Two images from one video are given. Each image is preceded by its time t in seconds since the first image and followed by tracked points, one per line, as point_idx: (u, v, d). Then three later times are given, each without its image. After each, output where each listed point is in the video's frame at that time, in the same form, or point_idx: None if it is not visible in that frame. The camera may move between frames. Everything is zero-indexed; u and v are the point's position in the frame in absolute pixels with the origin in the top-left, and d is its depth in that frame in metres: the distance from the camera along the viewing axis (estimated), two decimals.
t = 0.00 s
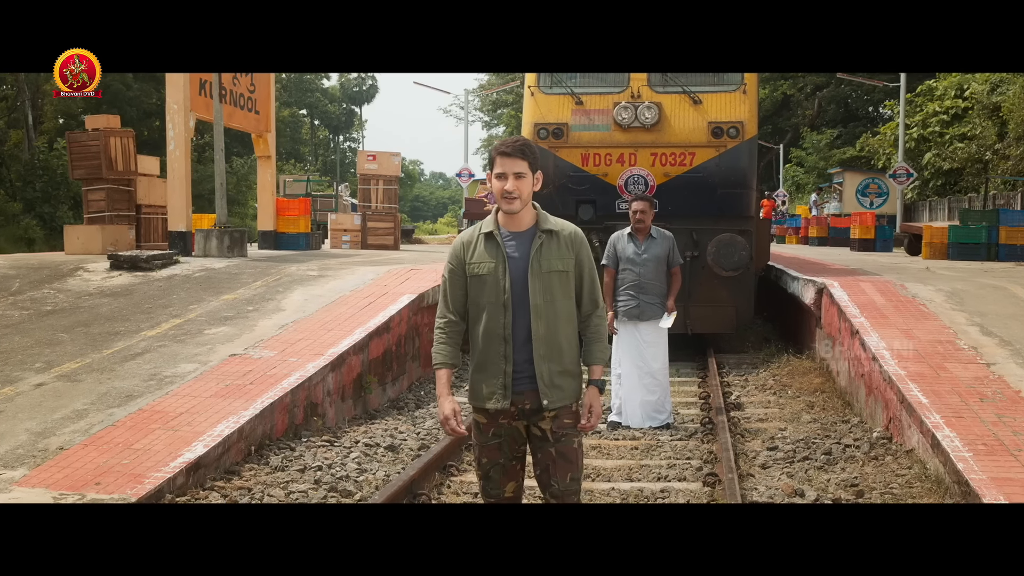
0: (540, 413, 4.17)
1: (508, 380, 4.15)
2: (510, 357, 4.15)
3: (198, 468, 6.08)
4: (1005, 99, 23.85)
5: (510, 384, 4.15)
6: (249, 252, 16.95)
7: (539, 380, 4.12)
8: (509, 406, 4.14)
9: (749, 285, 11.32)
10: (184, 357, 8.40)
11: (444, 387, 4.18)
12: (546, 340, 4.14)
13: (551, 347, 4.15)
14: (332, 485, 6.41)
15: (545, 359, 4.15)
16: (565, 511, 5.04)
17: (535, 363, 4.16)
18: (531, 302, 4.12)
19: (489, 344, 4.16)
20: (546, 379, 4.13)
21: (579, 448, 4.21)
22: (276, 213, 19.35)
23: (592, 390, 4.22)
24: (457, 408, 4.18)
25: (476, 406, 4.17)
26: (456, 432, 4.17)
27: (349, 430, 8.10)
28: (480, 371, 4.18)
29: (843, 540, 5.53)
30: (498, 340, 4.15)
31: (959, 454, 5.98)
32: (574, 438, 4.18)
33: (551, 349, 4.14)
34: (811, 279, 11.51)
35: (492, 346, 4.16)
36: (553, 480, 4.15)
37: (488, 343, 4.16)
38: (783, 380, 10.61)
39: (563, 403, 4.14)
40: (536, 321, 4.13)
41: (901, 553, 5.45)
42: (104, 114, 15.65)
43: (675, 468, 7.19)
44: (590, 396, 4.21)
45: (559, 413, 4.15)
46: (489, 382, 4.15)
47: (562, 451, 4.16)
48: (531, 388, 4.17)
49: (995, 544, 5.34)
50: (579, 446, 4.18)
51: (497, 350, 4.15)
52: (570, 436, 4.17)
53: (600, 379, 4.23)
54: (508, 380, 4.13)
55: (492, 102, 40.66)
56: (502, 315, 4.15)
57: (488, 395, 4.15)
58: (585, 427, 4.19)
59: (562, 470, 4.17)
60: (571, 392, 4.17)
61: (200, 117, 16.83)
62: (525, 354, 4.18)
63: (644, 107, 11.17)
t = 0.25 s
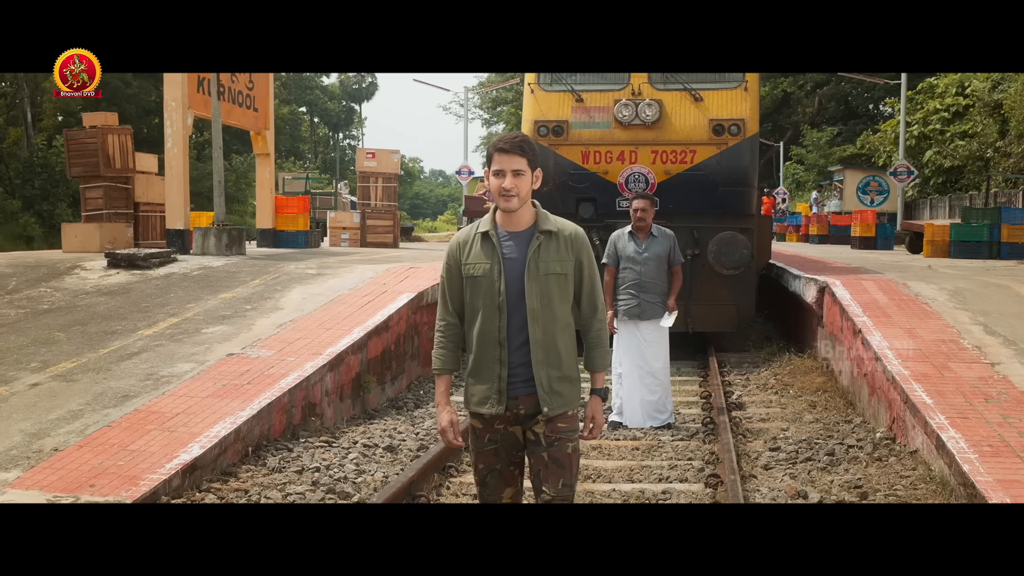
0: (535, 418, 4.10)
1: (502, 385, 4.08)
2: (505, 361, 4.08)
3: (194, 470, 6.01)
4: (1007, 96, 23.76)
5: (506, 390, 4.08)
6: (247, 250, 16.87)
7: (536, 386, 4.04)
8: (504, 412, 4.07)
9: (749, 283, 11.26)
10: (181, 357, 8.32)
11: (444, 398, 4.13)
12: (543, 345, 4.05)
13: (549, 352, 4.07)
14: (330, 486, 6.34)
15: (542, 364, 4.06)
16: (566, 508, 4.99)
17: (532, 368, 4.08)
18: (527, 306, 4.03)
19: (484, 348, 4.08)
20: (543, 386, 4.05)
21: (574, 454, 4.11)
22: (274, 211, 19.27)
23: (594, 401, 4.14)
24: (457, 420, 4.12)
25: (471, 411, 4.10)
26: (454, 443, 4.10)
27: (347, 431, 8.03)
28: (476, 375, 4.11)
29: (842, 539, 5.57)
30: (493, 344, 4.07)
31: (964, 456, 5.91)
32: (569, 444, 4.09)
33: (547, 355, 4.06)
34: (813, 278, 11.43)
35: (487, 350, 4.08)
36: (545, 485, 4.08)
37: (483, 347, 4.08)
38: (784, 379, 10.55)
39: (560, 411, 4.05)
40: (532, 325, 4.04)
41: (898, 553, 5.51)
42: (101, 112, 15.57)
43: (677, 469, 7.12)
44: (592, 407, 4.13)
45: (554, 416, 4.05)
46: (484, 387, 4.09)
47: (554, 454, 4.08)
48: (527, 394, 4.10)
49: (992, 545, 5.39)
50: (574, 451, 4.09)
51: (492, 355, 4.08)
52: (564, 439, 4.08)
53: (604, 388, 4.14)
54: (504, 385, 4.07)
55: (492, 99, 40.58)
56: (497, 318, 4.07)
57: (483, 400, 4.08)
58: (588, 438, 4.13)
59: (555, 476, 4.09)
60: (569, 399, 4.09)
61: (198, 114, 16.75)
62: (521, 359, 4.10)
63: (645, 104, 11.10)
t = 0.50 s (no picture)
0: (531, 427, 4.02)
1: (497, 391, 4.01)
2: (500, 366, 4.01)
3: (188, 472, 5.93)
4: (1006, 94, 23.70)
5: (501, 396, 4.01)
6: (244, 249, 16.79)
7: (530, 394, 3.97)
8: (498, 418, 4.00)
9: (749, 281, 11.19)
10: (176, 357, 8.25)
11: (434, 401, 4.06)
12: (539, 352, 3.97)
13: (545, 359, 3.98)
14: (327, 488, 6.27)
15: (537, 371, 3.98)
16: (566, 508, 4.94)
17: (527, 374, 4.00)
18: (524, 310, 3.96)
19: (480, 351, 4.02)
20: (538, 394, 3.96)
21: (570, 468, 4.04)
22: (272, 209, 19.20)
23: (594, 410, 4.07)
24: (445, 423, 4.06)
25: (465, 415, 4.04)
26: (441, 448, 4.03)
27: (345, 431, 7.96)
28: (471, 379, 4.05)
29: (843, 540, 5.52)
30: (488, 348, 4.00)
31: (969, 457, 5.84)
32: (565, 457, 4.01)
33: (544, 361, 3.98)
34: (813, 276, 11.37)
35: (482, 354, 4.01)
36: (538, 497, 4.03)
37: (478, 350, 4.02)
38: (785, 379, 10.49)
39: (554, 420, 3.96)
40: (529, 330, 3.96)
41: (900, 555, 5.45)
42: (98, 109, 15.48)
43: (677, 470, 7.06)
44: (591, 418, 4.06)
45: (550, 427, 3.98)
46: (478, 392, 4.02)
47: (549, 469, 4.01)
48: (522, 401, 4.02)
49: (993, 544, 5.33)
50: (570, 465, 4.02)
51: (488, 359, 4.02)
52: (559, 453, 4.00)
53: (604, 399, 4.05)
54: (498, 391, 4.00)
55: (491, 97, 40.50)
56: (493, 322, 4.00)
57: (476, 406, 4.02)
58: (584, 450, 4.06)
59: (550, 489, 4.02)
60: (566, 408, 4.00)
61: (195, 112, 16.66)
62: (517, 365, 4.02)
63: (644, 102, 11.02)
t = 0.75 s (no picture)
0: (531, 438, 3.94)
1: (496, 400, 3.93)
2: (499, 374, 3.93)
3: (183, 476, 5.86)
4: (1006, 94, 23.66)
5: (499, 405, 3.93)
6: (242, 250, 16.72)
7: (529, 404, 3.89)
8: (496, 428, 3.92)
9: (749, 283, 11.12)
10: (172, 359, 8.18)
11: (428, 405, 3.98)
12: (540, 360, 3.89)
13: (546, 368, 3.90)
14: (323, 493, 6.21)
15: (538, 380, 3.90)
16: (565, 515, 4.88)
17: (528, 383, 3.92)
18: (525, 315, 3.88)
19: (480, 357, 3.95)
20: (538, 405, 3.88)
21: (573, 483, 3.96)
22: (270, 210, 19.13)
23: (598, 422, 3.95)
24: (437, 430, 3.96)
25: (465, 423, 3.98)
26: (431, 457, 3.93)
27: (342, 435, 7.89)
28: (471, 386, 3.99)
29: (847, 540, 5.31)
30: (488, 353, 3.93)
31: (973, 462, 5.78)
32: (568, 472, 3.94)
33: (544, 370, 3.89)
34: (814, 278, 11.30)
35: (482, 360, 3.95)
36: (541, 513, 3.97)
37: (478, 356, 3.95)
38: (785, 381, 10.41)
39: (553, 432, 3.88)
40: (530, 337, 3.89)
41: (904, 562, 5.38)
42: (94, 110, 15.41)
43: (677, 474, 6.99)
44: (595, 429, 3.94)
45: (551, 443, 3.91)
46: (478, 400, 3.96)
47: (552, 485, 3.93)
48: (522, 411, 3.94)
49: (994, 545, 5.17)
50: (573, 481, 3.94)
51: (488, 365, 3.94)
52: (562, 469, 3.92)
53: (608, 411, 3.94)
54: (497, 400, 3.92)
55: (489, 98, 40.43)
56: (494, 326, 3.92)
57: (476, 414, 3.96)
58: (586, 463, 3.92)
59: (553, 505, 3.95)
60: (566, 419, 3.91)
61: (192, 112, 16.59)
62: (518, 372, 3.95)
63: (643, 102, 10.96)
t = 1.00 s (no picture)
0: (538, 444, 3.87)
1: (503, 405, 3.86)
2: (506, 377, 3.86)
3: (178, 480, 5.79)
4: (1006, 94, 23.62)
5: (506, 409, 3.86)
6: (239, 250, 16.65)
7: (537, 408, 3.82)
8: (502, 434, 3.85)
9: (749, 283, 11.05)
10: (168, 361, 8.11)
11: (431, 408, 3.90)
12: (549, 362, 3.82)
13: (555, 371, 3.83)
14: (320, 498, 6.14)
15: (546, 383, 3.83)
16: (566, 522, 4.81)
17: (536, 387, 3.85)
18: (534, 316, 3.81)
19: (486, 359, 3.88)
20: (546, 409, 3.81)
21: (578, 495, 3.90)
22: (268, 210, 19.06)
23: (605, 423, 3.80)
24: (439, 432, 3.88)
25: (469, 428, 3.91)
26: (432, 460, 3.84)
27: (339, 437, 7.83)
28: (476, 389, 3.91)
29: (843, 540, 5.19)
30: (495, 356, 3.86)
31: (977, 466, 5.72)
32: (573, 483, 3.87)
33: (553, 374, 3.82)
34: (814, 279, 11.24)
35: (489, 362, 3.87)
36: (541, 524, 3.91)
37: (485, 358, 3.88)
38: (786, 382, 10.34)
39: (562, 438, 3.82)
40: (539, 339, 3.82)
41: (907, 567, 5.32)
42: (91, 109, 15.34)
43: (678, 477, 6.93)
44: (601, 431, 3.79)
45: (558, 454, 3.85)
46: (483, 404, 3.88)
47: (556, 496, 3.88)
48: (529, 416, 3.88)
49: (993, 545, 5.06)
50: (578, 493, 3.87)
51: (494, 367, 3.87)
52: (568, 481, 3.87)
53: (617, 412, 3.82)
54: (503, 404, 3.85)
55: (488, 98, 40.38)
56: (501, 328, 3.86)
57: (482, 418, 3.88)
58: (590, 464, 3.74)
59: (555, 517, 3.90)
60: (575, 425, 3.85)
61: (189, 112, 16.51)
62: (526, 375, 3.88)
63: (643, 102, 10.89)
